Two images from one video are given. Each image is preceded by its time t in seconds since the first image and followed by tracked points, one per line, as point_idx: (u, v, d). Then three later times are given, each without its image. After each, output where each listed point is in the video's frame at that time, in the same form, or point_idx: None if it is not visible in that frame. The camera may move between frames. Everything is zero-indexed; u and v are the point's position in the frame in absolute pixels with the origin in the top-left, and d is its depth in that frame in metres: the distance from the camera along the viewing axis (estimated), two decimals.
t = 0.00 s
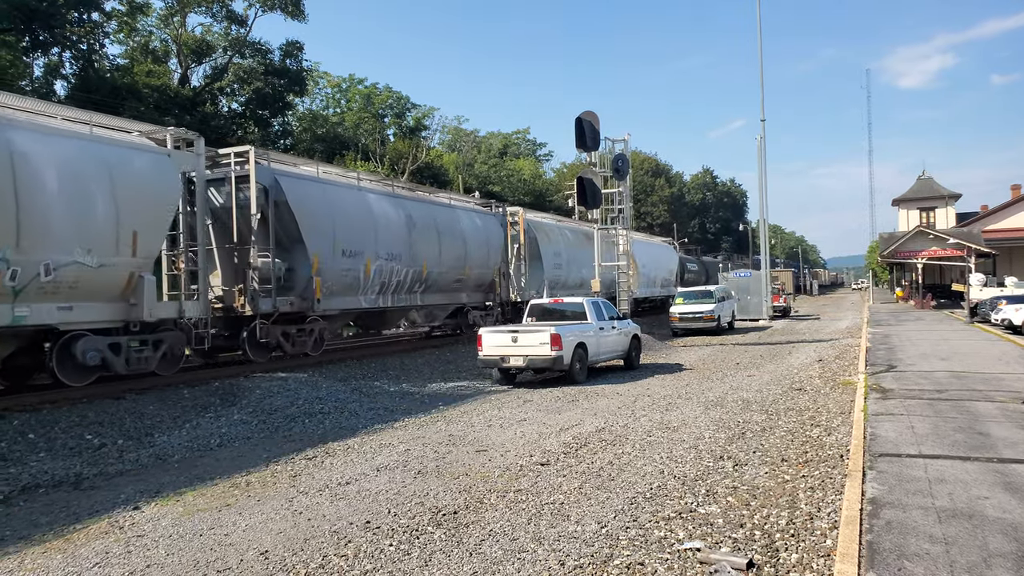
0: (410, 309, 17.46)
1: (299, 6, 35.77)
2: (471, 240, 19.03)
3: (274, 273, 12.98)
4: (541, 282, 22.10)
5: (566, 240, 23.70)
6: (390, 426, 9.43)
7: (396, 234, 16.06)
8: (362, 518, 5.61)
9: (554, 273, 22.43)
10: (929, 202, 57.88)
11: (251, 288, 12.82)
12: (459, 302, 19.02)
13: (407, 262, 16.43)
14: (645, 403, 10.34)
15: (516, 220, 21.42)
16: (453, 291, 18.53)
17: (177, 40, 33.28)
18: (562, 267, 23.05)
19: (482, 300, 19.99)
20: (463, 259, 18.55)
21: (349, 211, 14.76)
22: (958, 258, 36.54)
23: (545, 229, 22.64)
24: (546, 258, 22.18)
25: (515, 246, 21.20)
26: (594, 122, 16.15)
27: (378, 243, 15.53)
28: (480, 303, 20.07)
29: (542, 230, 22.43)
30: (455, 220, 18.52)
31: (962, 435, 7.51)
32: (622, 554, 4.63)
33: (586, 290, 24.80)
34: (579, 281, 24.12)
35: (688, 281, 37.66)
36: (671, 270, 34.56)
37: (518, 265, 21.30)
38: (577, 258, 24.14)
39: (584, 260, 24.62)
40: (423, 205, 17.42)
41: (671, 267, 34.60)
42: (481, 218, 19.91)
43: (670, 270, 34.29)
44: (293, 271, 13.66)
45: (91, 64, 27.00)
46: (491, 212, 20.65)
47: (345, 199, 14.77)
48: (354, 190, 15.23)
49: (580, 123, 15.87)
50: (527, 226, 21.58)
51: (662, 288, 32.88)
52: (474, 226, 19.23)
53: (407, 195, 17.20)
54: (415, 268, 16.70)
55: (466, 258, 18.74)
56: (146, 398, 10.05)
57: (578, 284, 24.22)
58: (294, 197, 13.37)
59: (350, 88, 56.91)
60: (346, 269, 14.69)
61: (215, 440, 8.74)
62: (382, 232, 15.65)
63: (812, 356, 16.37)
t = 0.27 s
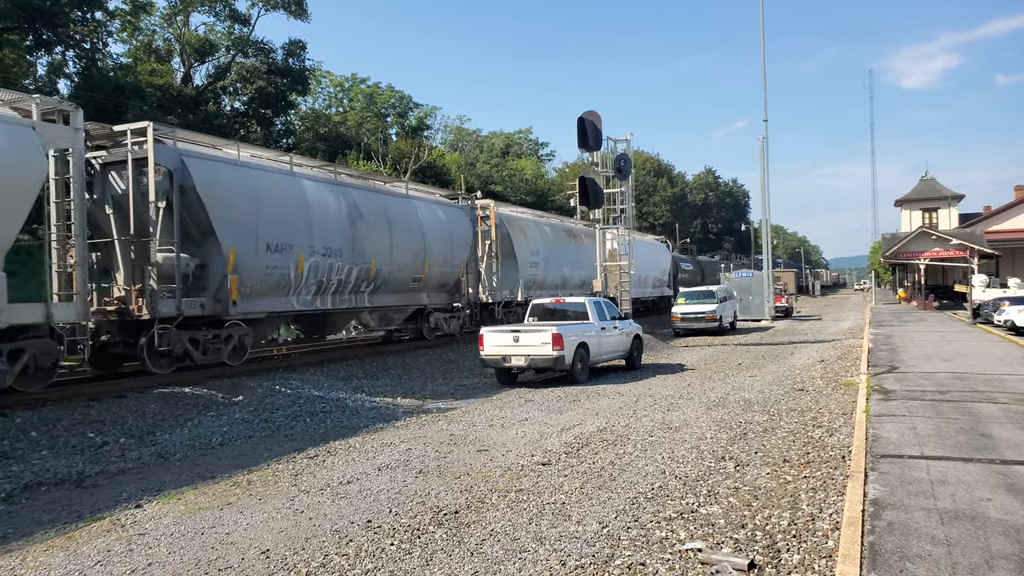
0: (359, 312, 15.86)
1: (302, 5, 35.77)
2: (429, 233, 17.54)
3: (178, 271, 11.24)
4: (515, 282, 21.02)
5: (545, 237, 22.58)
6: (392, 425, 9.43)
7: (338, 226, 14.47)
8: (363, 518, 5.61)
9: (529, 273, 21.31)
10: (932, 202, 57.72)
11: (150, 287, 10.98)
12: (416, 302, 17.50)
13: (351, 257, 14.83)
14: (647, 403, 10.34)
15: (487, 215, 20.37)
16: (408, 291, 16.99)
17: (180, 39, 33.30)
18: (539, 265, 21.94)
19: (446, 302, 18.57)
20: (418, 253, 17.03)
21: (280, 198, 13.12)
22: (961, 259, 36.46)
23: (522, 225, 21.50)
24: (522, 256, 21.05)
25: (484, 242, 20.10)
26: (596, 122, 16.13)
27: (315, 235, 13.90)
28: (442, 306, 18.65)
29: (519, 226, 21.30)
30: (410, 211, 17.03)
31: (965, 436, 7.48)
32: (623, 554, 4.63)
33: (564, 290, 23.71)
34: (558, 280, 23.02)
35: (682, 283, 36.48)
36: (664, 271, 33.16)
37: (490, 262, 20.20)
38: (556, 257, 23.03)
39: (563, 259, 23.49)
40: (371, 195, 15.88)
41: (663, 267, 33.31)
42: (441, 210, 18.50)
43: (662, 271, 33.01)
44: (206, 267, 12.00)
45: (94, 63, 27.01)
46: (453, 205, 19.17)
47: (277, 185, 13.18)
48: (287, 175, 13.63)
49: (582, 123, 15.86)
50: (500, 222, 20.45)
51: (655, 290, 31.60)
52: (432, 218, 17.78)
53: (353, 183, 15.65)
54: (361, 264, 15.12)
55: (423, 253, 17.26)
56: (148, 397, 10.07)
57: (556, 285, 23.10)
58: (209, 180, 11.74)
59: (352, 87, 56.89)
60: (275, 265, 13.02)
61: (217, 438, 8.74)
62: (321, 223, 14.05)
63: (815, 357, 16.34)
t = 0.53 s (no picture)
0: (293, 316, 14.15)
1: (304, 5, 35.78)
2: (378, 226, 15.82)
3: (42, 267, 9.50)
4: (483, 282, 19.42)
5: (520, 234, 20.97)
6: (393, 425, 9.43)
7: (262, 217, 12.75)
8: (364, 517, 5.61)
9: (500, 271, 19.68)
10: (934, 203, 57.65)
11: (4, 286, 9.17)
12: (365, 304, 15.82)
13: (278, 253, 13.09)
14: (647, 403, 10.34)
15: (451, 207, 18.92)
16: (353, 291, 15.29)
17: (181, 38, 33.32)
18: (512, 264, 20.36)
19: (402, 304, 16.94)
20: (363, 249, 15.26)
21: (183, 184, 11.40)
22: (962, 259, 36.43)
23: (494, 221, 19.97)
24: (491, 253, 19.42)
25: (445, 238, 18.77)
26: (598, 122, 16.13)
27: (230, 228, 12.13)
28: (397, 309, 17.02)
29: (490, 221, 19.78)
30: (355, 202, 15.30)
31: (966, 437, 7.48)
32: (624, 554, 4.63)
33: (541, 293, 22.08)
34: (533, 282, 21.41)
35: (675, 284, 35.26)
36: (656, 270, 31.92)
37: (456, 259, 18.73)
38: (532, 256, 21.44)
39: (541, 259, 21.91)
40: (307, 182, 14.12)
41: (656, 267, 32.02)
42: (396, 201, 16.83)
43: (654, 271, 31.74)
44: (85, 263, 10.19)
45: (96, 62, 27.01)
46: (412, 197, 17.49)
47: (182, 169, 11.47)
48: (198, 157, 11.98)
49: (584, 123, 15.87)
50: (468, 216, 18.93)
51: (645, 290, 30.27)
52: (382, 210, 16.06)
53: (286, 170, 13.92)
54: (292, 261, 13.39)
55: (371, 248, 15.53)
56: (148, 396, 10.08)
57: (531, 287, 21.51)
58: (81, 159, 9.98)
59: (354, 86, 56.90)
60: (177, 261, 11.30)
61: (217, 437, 8.75)
62: (240, 213, 12.30)
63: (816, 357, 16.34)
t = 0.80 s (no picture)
0: (203, 321, 11.86)
1: (304, 5, 35.80)
2: (313, 218, 13.56)
3: None
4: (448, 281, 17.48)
5: (488, 228, 19.09)
6: (393, 425, 9.44)
7: (157, 204, 10.50)
8: (365, 517, 5.62)
9: (465, 270, 17.80)
10: (934, 202, 57.64)
11: None
12: (297, 308, 13.57)
13: (178, 248, 10.84)
14: (648, 403, 10.35)
15: (409, 200, 16.77)
16: (279, 293, 12.99)
17: (181, 38, 33.34)
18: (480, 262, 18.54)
19: (343, 307, 14.73)
20: (292, 244, 12.99)
21: (47, 161, 9.12)
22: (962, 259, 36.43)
23: (459, 214, 18.04)
24: (456, 250, 17.50)
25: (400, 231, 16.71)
26: (598, 122, 16.13)
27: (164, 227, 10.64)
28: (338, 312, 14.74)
29: (455, 214, 17.83)
30: (284, 189, 13.03)
31: (967, 437, 7.47)
32: (625, 554, 4.64)
33: (512, 291, 20.38)
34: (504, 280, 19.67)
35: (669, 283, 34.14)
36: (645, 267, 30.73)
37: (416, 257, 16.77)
38: (502, 252, 19.67)
39: (511, 255, 20.13)
40: (221, 165, 11.86)
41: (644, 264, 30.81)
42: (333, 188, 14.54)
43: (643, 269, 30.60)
44: None
45: (97, 62, 27.02)
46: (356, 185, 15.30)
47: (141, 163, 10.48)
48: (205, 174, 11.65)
49: (584, 123, 15.88)
50: (428, 209, 16.91)
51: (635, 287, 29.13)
52: (319, 200, 13.81)
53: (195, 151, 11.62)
54: (196, 258, 11.11)
55: (301, 243, 13.23)
56: (149, 396, 10.09)
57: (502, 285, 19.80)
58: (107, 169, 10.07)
59: (354, 86, 56.92)
60: (36, 255, 9.04)
61: (218, 438, 8.76)
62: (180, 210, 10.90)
63: (816, 356, 16.34)
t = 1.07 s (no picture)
0: (87, 328, 10.36)
1: (305, 5, 35.82)
2: (226, 209, 12.08)
3: None
4: (399, 280, 16.22)
5: (448, 224, 17.85)
6: (394, 425, 9.45)
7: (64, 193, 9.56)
8: (366, 518, 5.62)
9: (419, 269, 16.55)
10: (935, 203, 57.58)
11: None
12: (208, 312, 12.06)
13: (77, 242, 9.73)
14: (649, 403, 10.35)
15: (353, 190, 15.48)
16: (183, 295, 11.49)
17: (182, 39, 33.37)
18: (438, 260, 17.26)
19: (265, 310, 13.16)
20: (196, 238, 11.46)
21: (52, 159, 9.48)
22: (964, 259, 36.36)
23: (413, 207, 16.74)
24: (407, 246, 16.22)
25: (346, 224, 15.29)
26: (599, 122, 16.13)
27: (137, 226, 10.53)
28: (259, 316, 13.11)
29: (407, 207, 16.53)
30: (190, 175, 11.55)
31: (969, 437, 7.46)
32: (626, 555, 4.64)
33: (477, 291, 19.06)
34: (466, 279, 18.37)
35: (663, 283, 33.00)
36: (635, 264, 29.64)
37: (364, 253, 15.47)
38: (463, 249, 18.34)
39: (474, 252, 18.86)
40: (101, 145, 10.26)
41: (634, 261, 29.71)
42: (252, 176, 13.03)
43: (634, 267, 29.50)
44: None
45: (98, 63, 27.05)
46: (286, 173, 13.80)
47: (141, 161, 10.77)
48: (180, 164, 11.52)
49: (584, 123, 15.88)
50: (375, 201, 15.63)
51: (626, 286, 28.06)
52: (234, 189, 12.32)
53: (68, 127, 10.00)
54: (63, 254, 9.53)
55: (208, 238, 11.70)
56: (150, 396, 10.10)
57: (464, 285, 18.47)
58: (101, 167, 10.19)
59: (355, 87, 56.94)
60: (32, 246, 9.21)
61: (218, 438, 8.76)
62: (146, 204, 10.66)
63: (817, 357, 16.32)
